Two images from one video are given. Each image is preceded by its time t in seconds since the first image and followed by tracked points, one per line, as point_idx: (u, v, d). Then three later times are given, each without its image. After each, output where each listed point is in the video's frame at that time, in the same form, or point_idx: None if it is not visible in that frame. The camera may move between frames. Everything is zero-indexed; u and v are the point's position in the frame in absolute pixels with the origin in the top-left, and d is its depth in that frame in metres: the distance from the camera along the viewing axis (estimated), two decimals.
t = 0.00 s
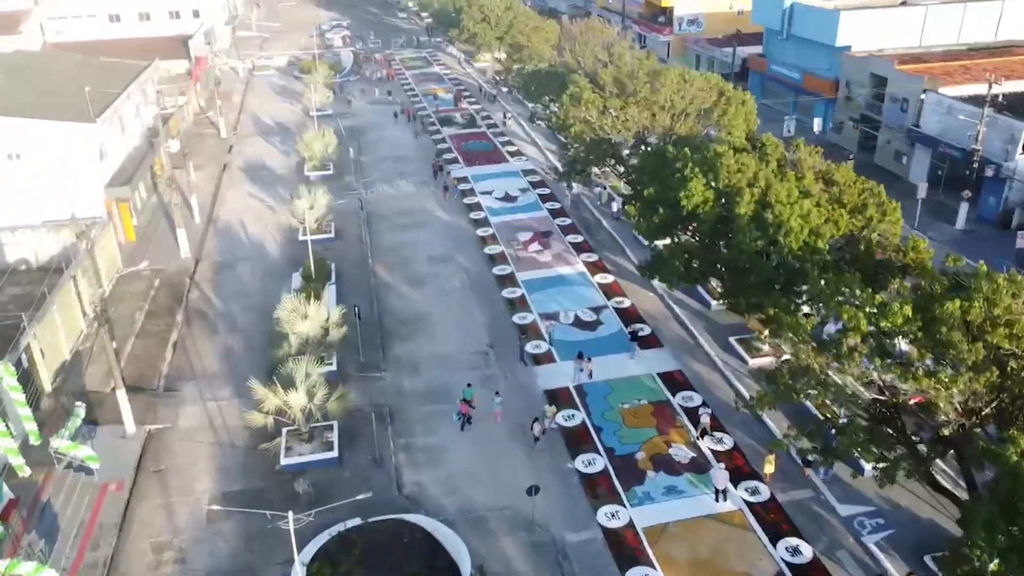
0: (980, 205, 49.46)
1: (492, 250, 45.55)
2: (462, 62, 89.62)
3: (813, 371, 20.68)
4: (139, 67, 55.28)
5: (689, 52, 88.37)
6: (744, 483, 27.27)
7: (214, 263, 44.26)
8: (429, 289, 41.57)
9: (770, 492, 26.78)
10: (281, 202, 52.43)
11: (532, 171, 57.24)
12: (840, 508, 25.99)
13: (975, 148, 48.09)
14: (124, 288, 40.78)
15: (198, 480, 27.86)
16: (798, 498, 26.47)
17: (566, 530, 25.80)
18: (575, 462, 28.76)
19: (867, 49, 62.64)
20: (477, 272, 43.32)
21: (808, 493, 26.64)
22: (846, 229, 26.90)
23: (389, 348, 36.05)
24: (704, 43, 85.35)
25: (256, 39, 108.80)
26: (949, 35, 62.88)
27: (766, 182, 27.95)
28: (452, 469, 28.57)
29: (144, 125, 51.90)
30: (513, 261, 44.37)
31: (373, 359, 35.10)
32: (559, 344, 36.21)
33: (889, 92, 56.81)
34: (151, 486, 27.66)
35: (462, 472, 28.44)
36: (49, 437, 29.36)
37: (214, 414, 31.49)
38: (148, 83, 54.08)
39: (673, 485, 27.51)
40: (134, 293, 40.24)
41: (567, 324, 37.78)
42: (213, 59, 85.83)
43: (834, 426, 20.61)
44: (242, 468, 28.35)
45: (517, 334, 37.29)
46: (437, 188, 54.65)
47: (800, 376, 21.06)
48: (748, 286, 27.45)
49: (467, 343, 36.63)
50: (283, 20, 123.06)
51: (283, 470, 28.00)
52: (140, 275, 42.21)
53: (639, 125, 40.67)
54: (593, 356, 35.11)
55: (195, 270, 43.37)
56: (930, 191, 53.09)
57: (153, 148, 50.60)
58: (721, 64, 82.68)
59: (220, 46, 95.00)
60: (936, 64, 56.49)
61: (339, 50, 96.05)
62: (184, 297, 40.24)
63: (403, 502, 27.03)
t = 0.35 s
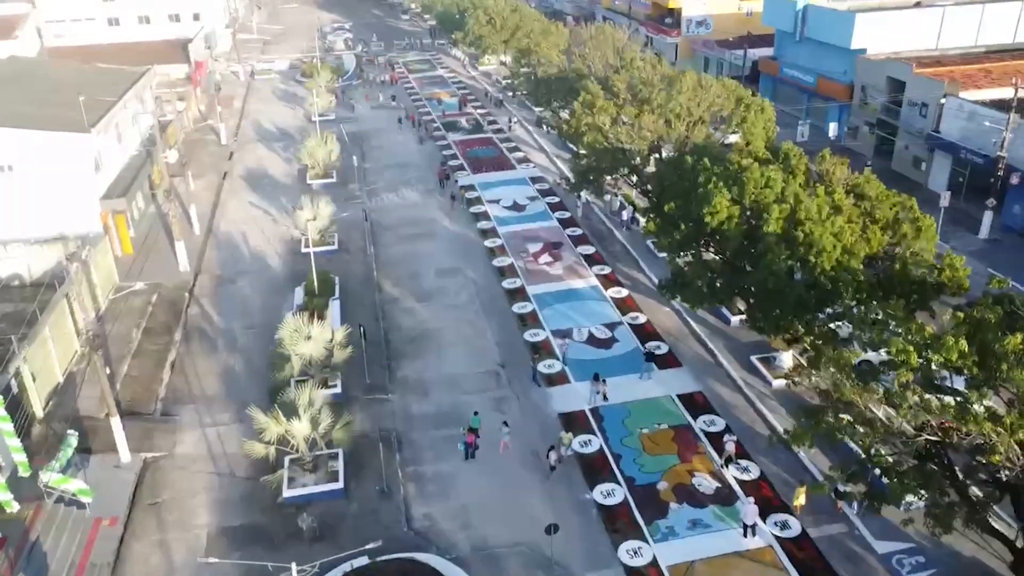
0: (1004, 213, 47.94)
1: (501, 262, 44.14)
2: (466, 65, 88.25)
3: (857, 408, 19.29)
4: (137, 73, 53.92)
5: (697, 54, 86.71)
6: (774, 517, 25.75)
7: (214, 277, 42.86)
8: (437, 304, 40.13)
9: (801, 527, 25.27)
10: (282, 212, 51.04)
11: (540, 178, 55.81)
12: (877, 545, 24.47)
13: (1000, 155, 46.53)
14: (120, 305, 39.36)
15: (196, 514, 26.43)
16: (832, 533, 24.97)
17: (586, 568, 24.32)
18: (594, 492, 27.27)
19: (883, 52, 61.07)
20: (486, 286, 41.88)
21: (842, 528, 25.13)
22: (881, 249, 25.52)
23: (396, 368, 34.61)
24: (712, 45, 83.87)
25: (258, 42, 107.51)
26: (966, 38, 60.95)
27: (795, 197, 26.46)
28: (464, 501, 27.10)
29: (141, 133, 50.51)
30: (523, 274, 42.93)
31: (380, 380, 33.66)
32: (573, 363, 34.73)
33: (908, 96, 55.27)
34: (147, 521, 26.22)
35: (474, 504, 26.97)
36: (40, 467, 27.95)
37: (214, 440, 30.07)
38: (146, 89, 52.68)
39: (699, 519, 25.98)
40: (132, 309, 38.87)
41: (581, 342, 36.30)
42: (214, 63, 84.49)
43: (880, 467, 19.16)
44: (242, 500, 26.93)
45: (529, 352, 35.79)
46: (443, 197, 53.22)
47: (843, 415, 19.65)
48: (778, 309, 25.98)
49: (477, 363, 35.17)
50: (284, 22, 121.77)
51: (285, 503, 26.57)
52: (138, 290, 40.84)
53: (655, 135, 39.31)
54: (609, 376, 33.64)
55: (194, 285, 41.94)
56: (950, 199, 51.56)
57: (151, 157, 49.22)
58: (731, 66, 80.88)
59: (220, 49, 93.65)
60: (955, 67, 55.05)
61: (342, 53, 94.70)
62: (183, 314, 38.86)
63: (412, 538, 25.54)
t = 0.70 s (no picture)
0: None
1: (508, 275, 42.63)
2: (469, 68, 86.83)
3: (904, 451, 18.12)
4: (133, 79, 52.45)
5: (704, 57, 84.81)
6: (805, 555, 24.16)
7: (211, 291, 41.35)
8: (442, 320, 38.58)
9: (834, 566, 23.70)
10: (282, 222, 49.54)
11: (547, 185, 54.32)
12: None
13: None
14: (114, 323, 37.87)
15: (190, 552, 24.89)
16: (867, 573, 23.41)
17: None
18: (611, 527, 25.72)
19: (898, 55, 59.52)
20: (494, 300, 40.35)
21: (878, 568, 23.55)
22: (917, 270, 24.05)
23: (401, 391, 33.08)
24: (720, 47, 82.36)
25: (258, 45, 106.09)
26: (983, 40, 59.42)
27: (825, 214, 24.83)
28: (473, 537, 25.56)
29: (137, 141, 49.01)
30: (531, 288, 41.41)
31: (383, 403, 32.12)
32: (585, 385, 33.19)
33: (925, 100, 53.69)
34: (138, 560, 24.69)
35: (485, 540, 25.43)
36: (26, 501, 26.43)
37: (209, 470, 28.56)
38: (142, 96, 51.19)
39: (724, 557, 24.41)
40: (125, 327, 37.39)
41: (593, 361, 34.75)
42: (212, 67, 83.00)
43: (931, 516, 17.33)
44: (239, 537, 25.41)
45: (540, 372, 34.26)
46: (448, 206, 51.72)
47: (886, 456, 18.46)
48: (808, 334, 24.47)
49: (485, 384, 33.65)
50: (284, 24, 120.29)
51: (284, 540, 25.06)
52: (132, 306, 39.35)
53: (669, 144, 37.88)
54: (623, 399, 32.14)
55: (190, 300, 40.43)
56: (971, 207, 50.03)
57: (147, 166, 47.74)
58: (741, 68, 79.11)
59: (220, 53, 92.17)
60: (975, 71, 53.52)
61: (343, 57, 93.29)
62: (178, 332, 37.36)
63: None
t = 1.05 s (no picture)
0: None
1: (515, 290, 41.09)
2: (471, 72, 85.41)
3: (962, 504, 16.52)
4: (127, 86, 50.97)
5: (711, 58, 83.42)
6: None
7: (207, 308, 39.83)
8: (447, 339, 37.03)
9: None
10: (281, 233, 48.01)
11: (553, 194, 52.81)
12: None
13: None
14: (105, 343, 36.35)
15: None
16: None
17: None
18: (630, 568, 24.13)
19: (913, 58, 57.87)
20: (500, 317, 38.81)
21: None
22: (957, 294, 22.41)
23: (404, 416, 31.55)
24: (727, 49, 80.86)
25: (257, 48, 104.68)
26: (1000, 43, 57.71)
27: (857, 235, 23.13)
28: None
29: (130, 150, 47.50)
30: (539, 303, 39.89)
31: (386, 430, 30.56)
32: (598, 409, 31.64)
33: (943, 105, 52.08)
34: None
35: None
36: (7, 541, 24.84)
37: (203, 504, 26.99)
38: (136, 103, 49.65)
39: None
40: (117, 347, 35.90)
41: (606, 383, 33.20)
42: (211, 71, 81.53)
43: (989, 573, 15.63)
44: None
45: (549, 394, 32.71)
46: (451, 215, 50.21)
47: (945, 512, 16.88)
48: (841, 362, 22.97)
49: (492, 408, 32.10)
50: (283, 27, 118.84)
51: None
52: (124, 325, 37.83)
53: (683, 155, 36.33)
54: (637, 423, 30.66)
55: (185, 317, 38.87)
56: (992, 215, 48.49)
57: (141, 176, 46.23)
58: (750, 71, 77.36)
59: (218, 57, 90.71)
60: (994, 75, 51.91)
61: (343, 60, 91.89)
62: (173, 352, 35.86)
63: None
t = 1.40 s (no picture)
0: None
1: (522, 305, 39.50)
2: (474, 75, 83.90)
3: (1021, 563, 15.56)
4: (121, 92, 49.41)
5: (718, 61, 81.83)
6: None
7: (201, 325, 38.27)
8: (451, 358, 35.44)
9: None
10: (278, 245, 46.46)
11: (560, 203, 51.25)
12: None
13: None
14: (94, 364, 34.80)
15: None
16: None
17: None
18: None
19: (930, 63, 56.26)
20: (507, 335, 37.22)
21: None
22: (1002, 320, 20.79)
23: (407, 443, 29.97)
24: (734, 52, 79.23)
25: (256, 50, 103.10)
26: (1018, 46, 56.39)
27: (893, 258, 21.55)
28: None
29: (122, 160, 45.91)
30: (547, 320, 38.30)
31: (388, 460, 28.99)
32: (611, 436, 30.04)
33: (962, 111, 50.46)
34: None
35: None
36: None
37: (194, 542, 25.44)
38: (129, 110, 48.10)
39: None
40: (107, 369, 34.37)
41: (619, 407, 31.60)
42: (208, 75, 79.98)
43: None
44: None
45: (559, 420, 31.10)
46: (455, 226, 48.65)
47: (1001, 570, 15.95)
48: (877, 395, 21.51)
49: (499, 435, 30.51)
50: (282, 29, 117.34)
51: None
52: (115, 344, 36.31)
53: (699, 167, 34.71)
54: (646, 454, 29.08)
55: (178, 335, 37.31)
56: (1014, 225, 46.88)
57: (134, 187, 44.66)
58: (758, 76, 75.70)
59: (215, 60, 89.17)
60: (1015, 80, 50.34)
61: (343, 63, 90.38)
62: (165, 374, 34.31)
63: None
